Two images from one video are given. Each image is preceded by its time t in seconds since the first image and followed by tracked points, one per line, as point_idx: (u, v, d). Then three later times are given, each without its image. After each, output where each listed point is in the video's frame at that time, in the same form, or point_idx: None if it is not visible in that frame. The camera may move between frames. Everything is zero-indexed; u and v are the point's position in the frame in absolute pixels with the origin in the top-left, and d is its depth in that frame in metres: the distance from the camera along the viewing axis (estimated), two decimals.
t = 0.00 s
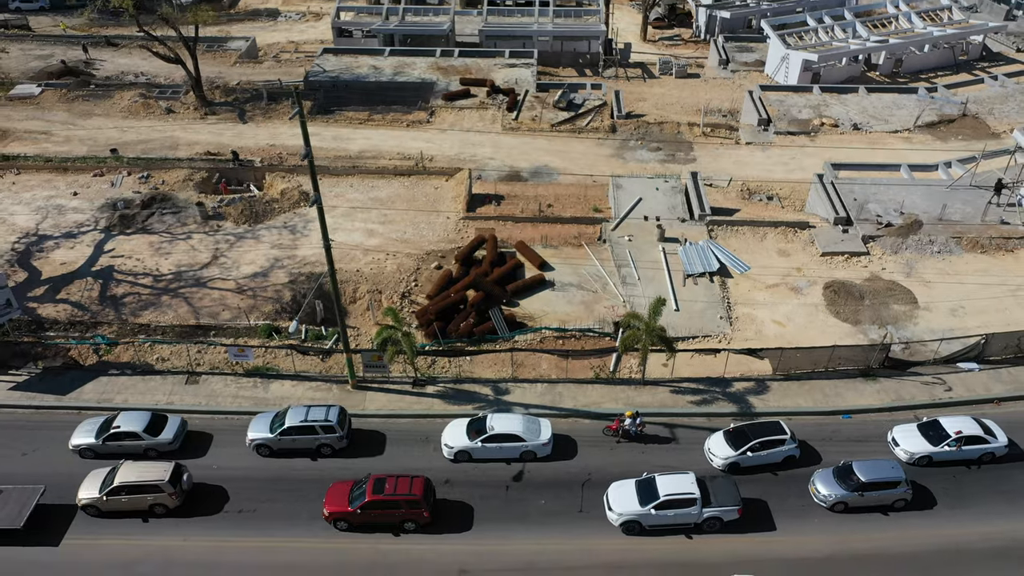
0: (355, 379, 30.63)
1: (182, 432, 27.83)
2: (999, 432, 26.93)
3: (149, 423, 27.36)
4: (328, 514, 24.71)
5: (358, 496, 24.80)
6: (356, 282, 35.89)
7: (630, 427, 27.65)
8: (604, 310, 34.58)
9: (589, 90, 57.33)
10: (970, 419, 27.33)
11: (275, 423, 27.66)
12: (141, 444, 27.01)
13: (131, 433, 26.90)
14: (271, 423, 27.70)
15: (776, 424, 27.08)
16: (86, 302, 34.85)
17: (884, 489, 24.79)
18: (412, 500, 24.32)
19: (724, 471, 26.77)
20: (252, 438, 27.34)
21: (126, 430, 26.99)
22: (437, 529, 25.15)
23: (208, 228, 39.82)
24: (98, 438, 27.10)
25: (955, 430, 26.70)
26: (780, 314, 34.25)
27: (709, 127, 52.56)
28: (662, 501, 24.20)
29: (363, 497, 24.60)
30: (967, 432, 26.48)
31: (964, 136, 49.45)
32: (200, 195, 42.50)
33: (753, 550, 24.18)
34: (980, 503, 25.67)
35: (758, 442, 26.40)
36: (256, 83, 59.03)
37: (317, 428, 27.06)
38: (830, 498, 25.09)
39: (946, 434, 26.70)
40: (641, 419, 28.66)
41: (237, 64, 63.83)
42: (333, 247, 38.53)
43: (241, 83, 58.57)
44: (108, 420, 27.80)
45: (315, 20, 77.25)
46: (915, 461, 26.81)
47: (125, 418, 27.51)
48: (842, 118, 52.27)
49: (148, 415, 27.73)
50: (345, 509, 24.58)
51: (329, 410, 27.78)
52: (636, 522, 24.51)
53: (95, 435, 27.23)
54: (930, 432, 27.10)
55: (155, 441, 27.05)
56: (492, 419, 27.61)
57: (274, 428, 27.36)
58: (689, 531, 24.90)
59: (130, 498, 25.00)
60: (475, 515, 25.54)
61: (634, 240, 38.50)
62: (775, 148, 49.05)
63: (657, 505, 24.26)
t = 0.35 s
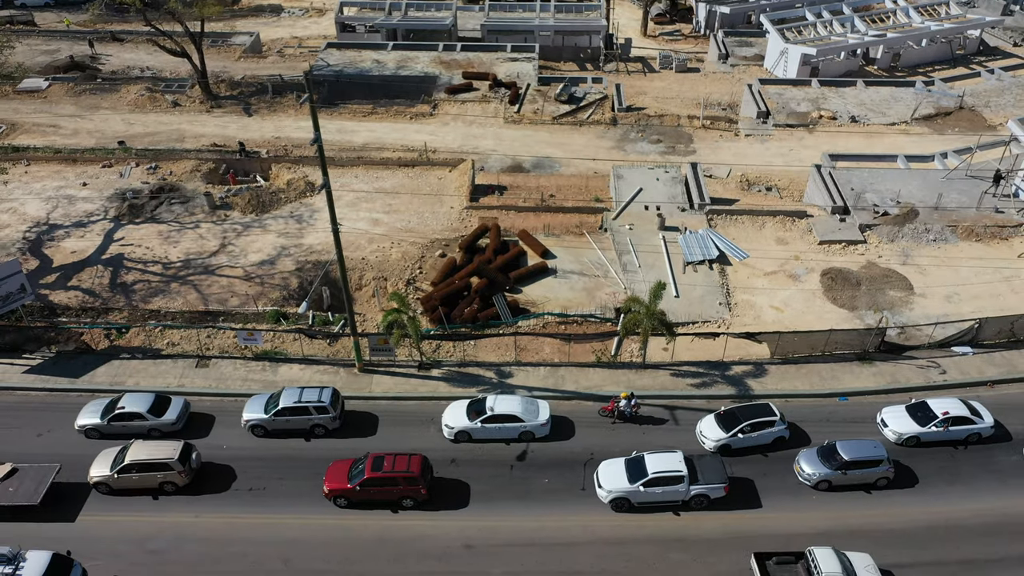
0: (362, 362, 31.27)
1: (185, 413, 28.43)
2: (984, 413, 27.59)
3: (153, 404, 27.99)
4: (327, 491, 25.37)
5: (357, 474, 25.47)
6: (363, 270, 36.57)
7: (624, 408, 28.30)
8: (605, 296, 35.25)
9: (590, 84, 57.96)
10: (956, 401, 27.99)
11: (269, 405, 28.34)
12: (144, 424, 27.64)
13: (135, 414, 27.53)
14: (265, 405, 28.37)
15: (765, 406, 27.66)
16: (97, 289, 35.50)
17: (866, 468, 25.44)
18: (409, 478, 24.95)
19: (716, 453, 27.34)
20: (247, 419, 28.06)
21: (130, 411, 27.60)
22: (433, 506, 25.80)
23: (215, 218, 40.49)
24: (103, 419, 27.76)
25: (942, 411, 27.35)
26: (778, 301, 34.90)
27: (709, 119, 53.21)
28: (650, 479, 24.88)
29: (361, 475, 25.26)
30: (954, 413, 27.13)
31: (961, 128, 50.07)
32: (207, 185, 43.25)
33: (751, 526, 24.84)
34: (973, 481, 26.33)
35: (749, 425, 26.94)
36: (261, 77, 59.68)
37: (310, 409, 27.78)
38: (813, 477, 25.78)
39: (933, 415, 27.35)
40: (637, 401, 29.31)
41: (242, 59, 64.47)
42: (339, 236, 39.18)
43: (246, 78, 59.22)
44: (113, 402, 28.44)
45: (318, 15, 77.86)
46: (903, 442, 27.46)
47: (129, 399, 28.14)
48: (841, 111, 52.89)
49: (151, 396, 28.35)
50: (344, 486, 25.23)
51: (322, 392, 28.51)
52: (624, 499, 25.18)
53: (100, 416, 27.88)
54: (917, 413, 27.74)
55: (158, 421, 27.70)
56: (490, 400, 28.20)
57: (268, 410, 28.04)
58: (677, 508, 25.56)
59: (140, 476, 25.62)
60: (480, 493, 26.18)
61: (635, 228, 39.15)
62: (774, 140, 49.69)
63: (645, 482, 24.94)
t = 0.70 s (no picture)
0: (366, 354, 31.50)
1: (182, 405, 28.60)
2: (977, 405, 27.83)
3: (150, 396, 28.11)
4: (325, 482, 25.61)
5: (354, 465, 25.71)
6: (366, 264, 36.80)
7: (621, 399, 28.63)
8: (607, 290, 35.50)
9: (591, 80, 58.17)
10: (949, 393, 28.22)
11: (259, 397, 28.47)
12: (141, 416, 27.77)
13: (132, 406, 27.67)
14: (256, 396, 28.52)
15: (756, 399, 27.82)
16: (102, 283, 35.75)
17: (854, 460, 25.65)
18: (406, 469, 25.19)
19: (708, 446, 27.50)
20: (238, 411, 28.22)
21: (127, 403, 27.75)
22: (427, 497, 26.02)
23: (219, 212, 40.73)
24: (101, 411, 27.92)
25: (935, 403, 27.56)
26: (778, 294, 35.14)
27: (709, 115, 53.43)
28: (639, 469, 25.09)
29: (358, 466, 25.51)
30: (946, 405, 27.37)
31: (961, 124, 50.29)
32: (210, 181, 43.45)
33: (751, 516, 25.10)
34: (972, 472, 26.57)
35: (740, 417, 27.15)
36: (263, 74, 59.89)
37: (300, 400, 27.93)
38: (802, 468, 26.00)
39: (926, 406, 27.57)
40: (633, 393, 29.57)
41: (244, 56, 64.65)
42: (342, 231, 39.40)
43: (249, 74, 59.42)
44: (111, 394, 28.60)
45: (319, 13, 78.02)
46: (896, 433, 27.67)
47: (127, 391, 28.26)
48: (841, 107, 53.09)
49: (148, 388, 28.47)
50: (341, 477, 25.47)
51: (312, 384, 28.64)
52: (613, 490, 25.41)
53: (98, 408, 28.06)
54: (911, 406, 27.94)
55: (155, 413, 27.81)
56: (486, 392, 28.48)
57: (258, 401, 28.18)
58: (665, 498, 25.77)
59: (144, 466, 25.86)
60: (484, 484, 26.41)
61: (636, 223, 39.39)
62: (774, 136, 49.90)
63: (634, 472, 25.16)
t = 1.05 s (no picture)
0: (367, 356, 31.40)
1: (175, 407, 28.53)
2: (974, 407, 27.77)
3: (143, 398, 28.07)
4: (323, 484, 25.55)
5: (352, 467, 25.67)
6: (367, 265, 36.71)
7: (618, 400, 28.52)
8: (608, 291, 35.41)
9: (592, 81, 58.09)
10: (946, 395, 28.17)
11: (249, 398, 28.39)
12: (135, 417, 27.75)
13: (125, 408, 27.62)
14: (245, 398, 28.46)
15: (749, 402, 27.70)
16: (103, 284, 35.67)
17: (849, 462, 25.57)
18: (404, 471, 25.15)
19: (701, 450, 27.38)
20: (228, 412, 28.19)
21: (120, 405, 27.66)
22: (424, 499, 25.95)
23: (220, 213, 40.66)
24: (93, 412, 27.83)
25: (932, 405, 27.50)
26: (780, 295, 35.04)
27: (710, 116, 53.39)
28: (628, 472, 25.02)
29: (357, 467, 25.46)
30: (944, 407, 27.33)
31: (963, 124, 50.23)
32: (211, 182, 43.39)
33: (754, 518, 25.02)
34: (975, 474, 26.49)
35: (733, 421, 26.97)
36: (264, 74, 59.81)
37: (289, 402, 27.82)
38: (797, 471, 25.96)
39: (924, 409, 27.51)
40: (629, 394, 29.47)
41: (244, 56, 64.60)
42: (343, 232, 39.31)
43: (250, 75, 59.36)
44: (104, 396, 28.50)
45: (320, 13, 77.95)
46: (893, 436, 27.60)
47: (120, 393, 28.20)
48: (842, 107, 53.03)
49: (142, 390, 28.43)
50: (339, 479, 25.41)
51: (301, 385, 28.55)
52: (602, 492, 25.31)
53: (90, 410, 27.97)
54: (908, 407, 27.87)
55: (148, 415, 27.80)
56: (478, 394, 28.38)
57: (247, 403, 28.10)
58: (654, 501, 25.72)
59: (144, 468, 25.78)
60: (485, 486, 26.33)
61: (638, 223, 39.33)
62: (775, 136, 49.86)
63: (623, 475, 25.08)
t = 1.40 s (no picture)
0: (367, 358, 31.24)
1: (165, 409, 28.36)
2: (972, 410, 27.61)
3: (133, 400, 27.86)
4: (322, 486, 25.43)
5: (351, 470, 25.50)
6: (366, 266, 36.55)
7: (612, 402, 28.38)
8: (609, 292, 35.23)
9: (592, 81, 57.93)
10: (944, 398, 27.99)
11: (237, 401, 28.28)
12: (124, 420, 27.56)
13: (115, 410, 27.43)
14: (234, 400, 28.35)
15: (741, 406, 27.48)
16: (102, 285, 35.50)
17: (845, 465, 25.42)
18: (403, 474, 25.00)
19: (692, 454, 27.17)
20: (215, 414, 28.04)
21: (110, 407, 27.47)
22: (422, 502, 25.80)
23: (219, 214, 40.48)
24: (84, 414, 27.65)
25: (929, 407, 27.30)
26: (782, 296, 34.87)
27: (711, 116, 53.24)
28: (615, 475, 24.84)
29: (357, 470, 25.30)
30: (941, 409, 27.12)
31: (964, 124, 50.08)
32: (210, 182, 43.22)
33: (756, 522, 24.85)
34: (979, 477, 26.32)
35: (726, 425, 26.76)
36: (264, 74, 59.66)
37: (278, 404, 27.70)
38: (792, 474, 25.74)
39: (921, 411, 27.32)
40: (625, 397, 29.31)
41: (244, 56, 64.44)
42: (343, 233, 39.14)
43: (249, 75, 59.19)
44: (94, 397, 28.32)
45: (320, 13, 77.77)
46: (890, 438, 27.44)
47: (110, 395, 28.00)
48: (843, 107, 52.87)
49: (132, 392, 28.22)
50: (339, 482, 25.26)
51: (290, 387, 28.38)
52: (589, 495, 25.14)
53: (81, 412, 27.79)
54: (905, 410, 27.68)
55: (138, 417, 27.58)
56: (467, 395, 28.27)
57: (236, 405, 27.98)
58: (641, 504, 25.56)
59: (142, 471, 25.61)
60: (485, 489, 26.17)
61: (639, 224, 39.19)
62: (777, 136, 49.71)
63: (609, 478, 24.89)
